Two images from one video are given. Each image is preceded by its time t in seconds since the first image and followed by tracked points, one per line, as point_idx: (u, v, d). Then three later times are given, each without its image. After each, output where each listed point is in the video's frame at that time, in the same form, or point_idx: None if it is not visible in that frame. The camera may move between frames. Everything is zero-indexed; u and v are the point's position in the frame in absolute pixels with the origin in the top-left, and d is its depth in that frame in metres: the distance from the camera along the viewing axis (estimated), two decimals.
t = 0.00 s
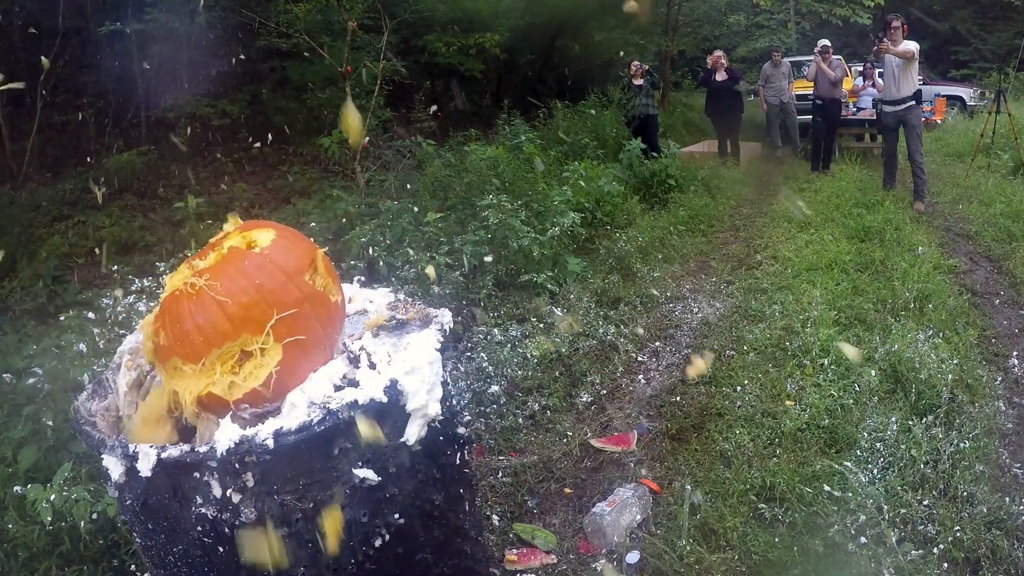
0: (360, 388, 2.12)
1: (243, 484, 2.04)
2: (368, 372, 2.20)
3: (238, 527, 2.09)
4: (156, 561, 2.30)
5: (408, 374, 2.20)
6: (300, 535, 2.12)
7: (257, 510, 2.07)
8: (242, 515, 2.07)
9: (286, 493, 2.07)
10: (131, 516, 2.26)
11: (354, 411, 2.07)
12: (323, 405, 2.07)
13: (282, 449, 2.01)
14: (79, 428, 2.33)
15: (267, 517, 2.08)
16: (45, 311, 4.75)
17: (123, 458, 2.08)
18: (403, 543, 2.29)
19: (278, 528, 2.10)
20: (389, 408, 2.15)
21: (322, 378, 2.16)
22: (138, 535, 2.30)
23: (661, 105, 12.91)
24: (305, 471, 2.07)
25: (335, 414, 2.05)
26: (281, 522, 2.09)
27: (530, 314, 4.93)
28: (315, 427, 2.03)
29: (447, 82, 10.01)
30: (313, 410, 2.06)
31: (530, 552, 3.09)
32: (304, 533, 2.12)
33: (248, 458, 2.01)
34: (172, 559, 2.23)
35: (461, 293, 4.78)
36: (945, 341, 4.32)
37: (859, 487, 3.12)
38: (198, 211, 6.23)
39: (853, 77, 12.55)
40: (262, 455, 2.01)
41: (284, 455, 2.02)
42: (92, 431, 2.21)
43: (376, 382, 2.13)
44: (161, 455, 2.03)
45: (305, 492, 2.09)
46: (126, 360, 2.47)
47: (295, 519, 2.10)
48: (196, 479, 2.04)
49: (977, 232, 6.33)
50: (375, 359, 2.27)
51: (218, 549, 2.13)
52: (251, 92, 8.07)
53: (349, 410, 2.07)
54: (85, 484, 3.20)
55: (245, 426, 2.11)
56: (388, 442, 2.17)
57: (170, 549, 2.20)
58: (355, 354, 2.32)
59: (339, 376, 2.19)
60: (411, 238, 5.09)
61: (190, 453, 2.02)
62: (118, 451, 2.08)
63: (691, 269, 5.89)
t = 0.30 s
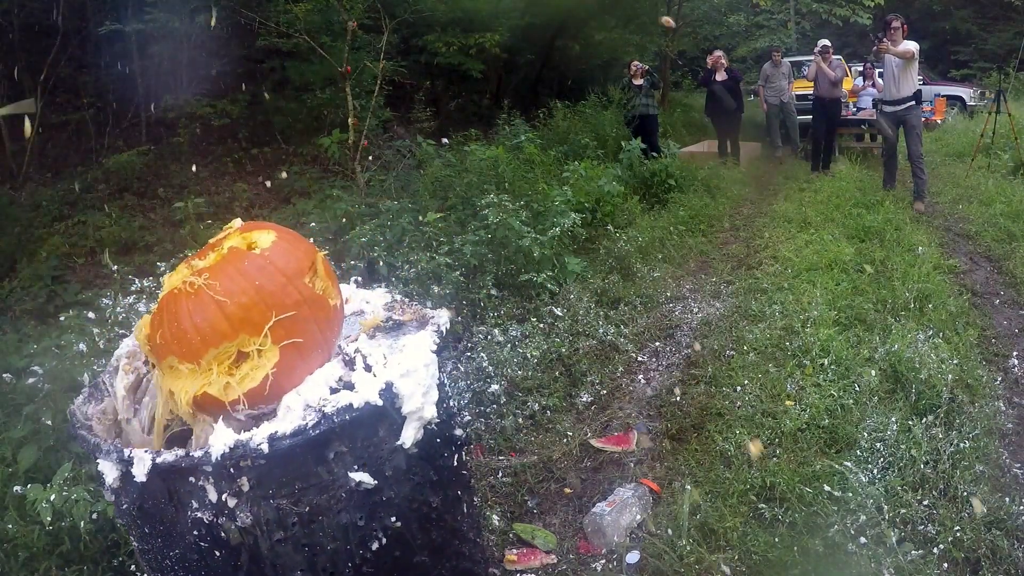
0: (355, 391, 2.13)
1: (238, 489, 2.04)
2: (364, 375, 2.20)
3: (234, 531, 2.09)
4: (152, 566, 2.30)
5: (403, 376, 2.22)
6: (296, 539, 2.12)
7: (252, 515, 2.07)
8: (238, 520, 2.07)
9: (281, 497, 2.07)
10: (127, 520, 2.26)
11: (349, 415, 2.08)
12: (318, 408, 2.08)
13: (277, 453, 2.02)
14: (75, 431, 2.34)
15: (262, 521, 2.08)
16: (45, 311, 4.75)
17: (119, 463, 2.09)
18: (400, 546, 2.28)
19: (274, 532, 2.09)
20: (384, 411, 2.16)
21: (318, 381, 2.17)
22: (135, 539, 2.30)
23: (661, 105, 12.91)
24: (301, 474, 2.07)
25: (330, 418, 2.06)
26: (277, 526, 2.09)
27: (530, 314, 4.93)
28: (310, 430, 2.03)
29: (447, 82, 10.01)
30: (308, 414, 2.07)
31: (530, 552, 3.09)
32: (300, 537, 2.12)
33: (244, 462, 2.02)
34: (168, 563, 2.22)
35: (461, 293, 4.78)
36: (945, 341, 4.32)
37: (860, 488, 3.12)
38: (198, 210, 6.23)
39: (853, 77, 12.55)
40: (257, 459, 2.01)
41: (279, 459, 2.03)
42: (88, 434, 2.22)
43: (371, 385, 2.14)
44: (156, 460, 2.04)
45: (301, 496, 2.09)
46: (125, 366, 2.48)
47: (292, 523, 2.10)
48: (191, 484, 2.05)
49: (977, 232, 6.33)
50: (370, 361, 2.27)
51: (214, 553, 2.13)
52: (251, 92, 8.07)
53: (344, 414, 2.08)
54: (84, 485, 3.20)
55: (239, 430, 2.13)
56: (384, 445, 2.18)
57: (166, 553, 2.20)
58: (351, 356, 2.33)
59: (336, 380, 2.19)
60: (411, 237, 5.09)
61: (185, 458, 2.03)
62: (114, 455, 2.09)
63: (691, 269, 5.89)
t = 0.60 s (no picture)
0: (359, 390, 2.14)
1: (241, 488, 2.04)
2: (367, 374, 2.20)
3: (237, 530, 2.09)
4: (154, 564, 2.31)
5: (407, 376, 2.22)
6: (299, 538, 2.12)
7: (255, 514, 2.07)
8: (240, 519, 2.07)
9: (284, 497, 2.07)
10: (129, 519, 2.27)
11: (352, 414, 2.09)
12: (322, 407, 2.09)
13: (280, 452, 2.02)
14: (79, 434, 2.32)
15: (265, 520, 2.08)
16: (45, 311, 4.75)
17: (121, 462, 2.10)
18: (402, 545, 2.28)
19: (277, 531, 2.09)
20: (388, 411, 2.16)
21: (321, 380, 2.18)
22: (137, 539, 2.31)
23: (661, 105, 12.92)
24: (304, 474, 2.07)
25: (333, 417, 2.07)
26: (280, 525, 2.09)
27: (530, 314, 4.94)
28: (314, 430, 2.04)
29: (447, 82, 10.01)
30: (312, 413, 2.08)
31: (530, 552, 3.09)
32: (304, 536, 2.12)
33: (247, 461, 2.01)
34: (171, 562, 2.23)
35: (461, 293, 4.78)
36: (944, 341, 4.32)
37: (860, 487, 3.12)
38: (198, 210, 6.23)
39: (853, 77, 12.55)
40: (261, 458, 2.01)
41: (282, 458, 2.03)
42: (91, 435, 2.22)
43: (374, 385, 2.14)
44: (160, 459, 2.05)
45: (304, 496, 2.09)
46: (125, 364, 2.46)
47: (294, 522, 2.10)
48: (194, 483, 2.05)
49: (977, 232, 6.32)
50: (374, 361, 2.27)
51: (217, 552, 2.13)
52: (251, 92, 8.08)
53: (348, 413, 2.09)
54: (84, 484, 3.21)
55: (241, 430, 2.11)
56: (387, 444, 2.18)
57: (169, 552, 2.20)
58: (354, 356, 2.31)
59: (339, 378, 2.19)
60: (411, 237, 5.09)
61: (189, 456, 2.03)
62: (116, 455, 2.11)
63: (691, 268, 5.89)
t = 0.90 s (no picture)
0: (358, 392, 2.14)
1: (241, 490, 2.03)
2: (367, 376, 2.21)
3: (237, 532, 2.08)
4: (154, 564, 2.30)
5: (406, 378, 2.23)
6: (300, 540, 2.12)
7: (256, 516, 2.06)
8: (240, 520, 2.06)
9: (285, 498, 2.07)
10: (129, 520, 2.26)
11: (353, 416, 2.09)
12: (322, 409, 2.09)
13: (281, 454, 2.02)
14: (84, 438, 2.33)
15: (266, 522, 2.07)
16: (45, 311, 4.75)
17: (122, 463, 2.12)
18: (403, 546, 2.29)
19: (278, 532, 2.09)
20: (388, 413, 2.16)
21: (321, 382, 2.18)
22: (137, 539, 2.31)
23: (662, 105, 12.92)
24: (304, 476, 2.07)
25: (334, 419, 2.07)
26: (280, 527, 2.09)
27: (530, 314, 4.94)
28: (314, 431, 2.04)
29: (447, 82, 10.01)
30: (312, 415, 2.08)
31: (530, 552, 3.09)
32: (304, 538, 2.11)
33: (247, 463, 2.01)
34: (171, 563, 2.22)
35: (461, 292, 4.78)
36: (945, 341, 4.32)
37: (860, 487, 3.12)
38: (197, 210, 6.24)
39: (853, 77, 12.55)
40: (261, 460, 2.01)
41: (283, 460, 2.02)
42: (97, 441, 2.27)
43: (374, 387, 2.15)
44: (160, 460, 2.05)
45: (304, 497, 2.09)
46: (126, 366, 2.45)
47: (295, 524, 2.10)
48: (194, 485, 2.04)
49: (977, 233, 6.32)
50: (373, 362, 2.28)
51: (217, 554, 2.12)
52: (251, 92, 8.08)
53: (348, 415, 2.09)
54: (85, 484, 3.21)
55: (240, 431, 2.10)
56: (387, 446, 2.18)
57: (169, 553, 2.20)
58: (353, 358, 2.32)
59: (338, 380, 2.20)
60: (411, 237, 5.09)
61: (188, 458, 2.02)
62: (116, 458, 2.14)
63: (691, 268, 5.89)
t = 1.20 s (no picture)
0: (369, 389, 2.13)
1: (250, 486, 2.03)
2: (376, 374, 2.21)
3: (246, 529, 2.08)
4: (160, 561, 2.30)
5: (416, 376, 2.22)
6: (307, 537, 2.12)
7: (264, 512, 2.06)
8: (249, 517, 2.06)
9: (294, 495, 2.06)
10: (136, 515, 2.25)
11: (363, 414, 2.08)
12: (332, 406, 2.07)
13: (291, 451, 2.01)
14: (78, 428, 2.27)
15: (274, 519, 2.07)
16: (44, 311, 4.75)
17: (129, 459, 2.07)
18: (409, 544, 2.29)
19: (286, 529, 2.09)
20: (397, 411, 2.15)
21: (330, 380, 2.18)
22: (143, 536, 2.30)
23: (662, 105, 12.92)
24: (314, 473, 2.06)
25: (344, 416, 2.05)
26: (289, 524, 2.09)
27: (530, 314, 4.93)
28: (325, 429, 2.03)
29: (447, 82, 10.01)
30: (321, 412, 2.07)
31: (530, 552, 3.09)
32: (312, 535, 2.12)
33: (257, 460, 2.00)
34: (178, 560, 2.23)
35: (461, 292, 4.78)
36: (944, 341, 4.33)
37: (860, 487, 3.12)
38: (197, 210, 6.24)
39: (853, 77, 12.55)
40: (271, 456, 2.00)
41: (293, 457, 2.02)
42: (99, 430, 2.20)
43: (385, 384, 2.14)
44: (170, 456, 2.02)
45: (313, 495, 2.08)
46: (134, 365, 2.44)
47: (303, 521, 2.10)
48: (203, 481, 2.03)
49: (977, 232, 6.32)
50: (382, 361, 2.29)
51: (225, 550, 2.14)
52: (251, 93, 8.09)
53: (359, 412, 2.08)
54: (84, 485, 3.21)
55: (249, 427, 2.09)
56: (396, 444, 2.18)
57: (176, 550, 2.20)
58: (363, 356, 2.35)
59: (347, 378, 2.20)
60: (411, 238, 5.09)
61: (198, 454, 2.00)
62: (124, 452, 2.07)
63: (691, 268, 5.89)
